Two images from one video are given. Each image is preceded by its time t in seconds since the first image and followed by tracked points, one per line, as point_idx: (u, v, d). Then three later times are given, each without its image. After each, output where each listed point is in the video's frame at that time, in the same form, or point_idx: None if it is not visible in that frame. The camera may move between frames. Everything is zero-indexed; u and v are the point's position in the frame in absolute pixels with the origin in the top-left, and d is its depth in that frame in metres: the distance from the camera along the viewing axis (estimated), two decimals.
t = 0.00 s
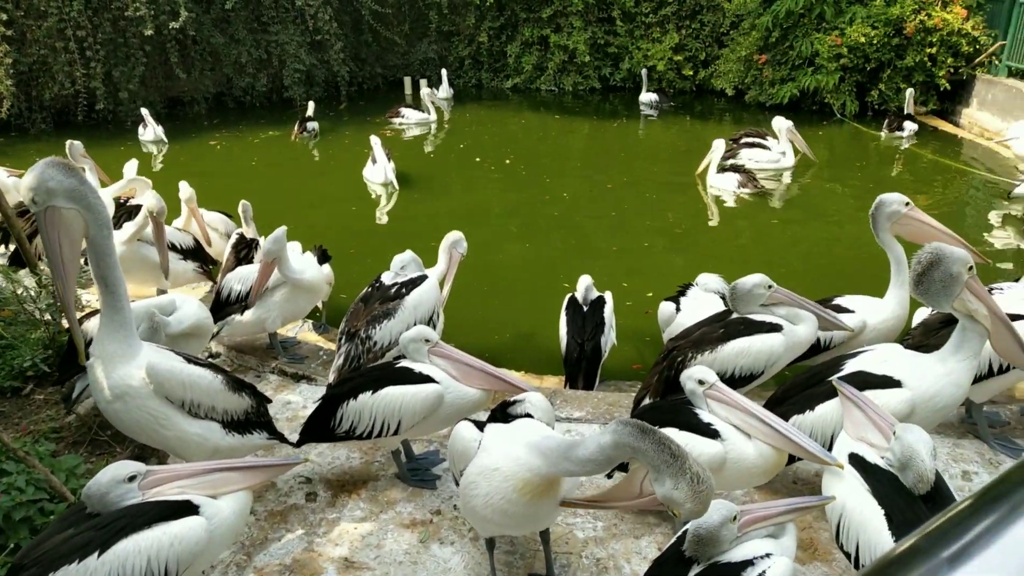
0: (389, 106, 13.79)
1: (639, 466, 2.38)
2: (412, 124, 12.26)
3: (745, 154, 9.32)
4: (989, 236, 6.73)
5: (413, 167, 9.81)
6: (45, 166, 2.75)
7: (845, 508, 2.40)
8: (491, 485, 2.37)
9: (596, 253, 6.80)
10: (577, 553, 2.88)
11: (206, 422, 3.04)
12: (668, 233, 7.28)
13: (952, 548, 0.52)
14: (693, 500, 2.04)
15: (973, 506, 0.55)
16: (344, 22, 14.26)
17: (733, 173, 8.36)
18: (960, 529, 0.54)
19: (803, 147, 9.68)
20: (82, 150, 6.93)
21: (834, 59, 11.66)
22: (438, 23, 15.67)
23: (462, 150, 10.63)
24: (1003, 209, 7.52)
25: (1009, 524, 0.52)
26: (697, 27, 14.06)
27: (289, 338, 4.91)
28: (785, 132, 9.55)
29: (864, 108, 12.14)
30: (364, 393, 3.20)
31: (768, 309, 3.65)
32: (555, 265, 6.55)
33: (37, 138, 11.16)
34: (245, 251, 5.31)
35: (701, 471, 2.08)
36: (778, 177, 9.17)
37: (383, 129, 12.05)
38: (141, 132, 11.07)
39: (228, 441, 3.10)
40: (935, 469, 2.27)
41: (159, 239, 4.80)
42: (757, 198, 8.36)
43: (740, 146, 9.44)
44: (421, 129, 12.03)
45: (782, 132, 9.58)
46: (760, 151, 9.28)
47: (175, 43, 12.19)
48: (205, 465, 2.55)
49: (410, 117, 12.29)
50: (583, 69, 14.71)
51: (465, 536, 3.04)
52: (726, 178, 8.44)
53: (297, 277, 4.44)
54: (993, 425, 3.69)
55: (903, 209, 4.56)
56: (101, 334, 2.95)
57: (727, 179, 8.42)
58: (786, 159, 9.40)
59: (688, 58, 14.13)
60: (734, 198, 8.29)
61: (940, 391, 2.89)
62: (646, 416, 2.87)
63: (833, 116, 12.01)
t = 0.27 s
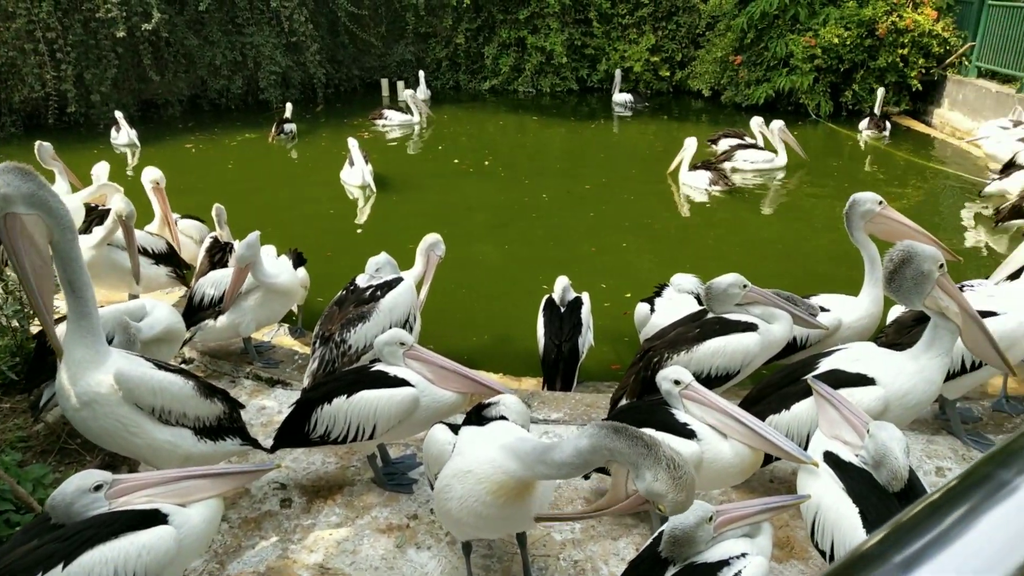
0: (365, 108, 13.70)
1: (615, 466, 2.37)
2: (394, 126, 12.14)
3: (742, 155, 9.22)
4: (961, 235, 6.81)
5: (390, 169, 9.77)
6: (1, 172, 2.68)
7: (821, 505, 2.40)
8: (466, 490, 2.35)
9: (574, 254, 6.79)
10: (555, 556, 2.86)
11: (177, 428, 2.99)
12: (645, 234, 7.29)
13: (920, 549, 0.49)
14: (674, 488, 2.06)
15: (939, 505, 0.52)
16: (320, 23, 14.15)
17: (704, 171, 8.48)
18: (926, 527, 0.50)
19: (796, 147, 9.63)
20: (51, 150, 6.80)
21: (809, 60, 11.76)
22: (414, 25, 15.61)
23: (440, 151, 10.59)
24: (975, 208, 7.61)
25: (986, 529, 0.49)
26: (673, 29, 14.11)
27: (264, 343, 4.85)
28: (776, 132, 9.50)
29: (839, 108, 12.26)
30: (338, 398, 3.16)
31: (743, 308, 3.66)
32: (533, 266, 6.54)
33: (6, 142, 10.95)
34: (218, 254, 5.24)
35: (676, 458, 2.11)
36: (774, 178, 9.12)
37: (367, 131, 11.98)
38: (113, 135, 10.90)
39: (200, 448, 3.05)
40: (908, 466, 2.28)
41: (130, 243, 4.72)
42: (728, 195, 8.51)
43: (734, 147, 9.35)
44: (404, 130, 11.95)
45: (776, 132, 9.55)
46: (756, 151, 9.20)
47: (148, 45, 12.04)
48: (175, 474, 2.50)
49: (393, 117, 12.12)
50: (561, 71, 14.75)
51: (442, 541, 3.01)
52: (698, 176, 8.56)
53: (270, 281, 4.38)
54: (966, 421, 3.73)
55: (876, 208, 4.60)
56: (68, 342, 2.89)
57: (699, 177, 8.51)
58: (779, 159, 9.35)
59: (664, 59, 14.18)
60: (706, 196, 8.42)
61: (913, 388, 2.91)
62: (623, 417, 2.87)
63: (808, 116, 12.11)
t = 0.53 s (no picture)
0: (339, 113, 13.63)
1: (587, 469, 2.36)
2: (375, 130, 12.19)
3: (740, 159, 9.25)
4: (929, 236, 6.91)
5: (364, 173, 9.71)
6: None
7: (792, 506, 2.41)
8: (440, 497, 2.33)
9: (549, 257, 6.81)
10: (529, 562, 2.85)
11: (145, 439, 2.93)
12: (620, 236, 7.32)
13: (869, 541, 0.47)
14: (632, 502, 2.07)
15: (896, 494, 0.49)
16: (293, 28, 14.06)
17: (672, 171, 8.59)
18: (873, 519, 0.48)
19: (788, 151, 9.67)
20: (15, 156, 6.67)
21: (780, 64, 11.91)
22: (388, 30, 15.56)
23: (416, 156, 10.57)
24: (942, 209, 7.73)
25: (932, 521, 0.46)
26: (646, 33, 14.21)
27: (235, 351, 4.79)
28: (768, 137, 9.59)
29: (810, 111, 12.45)
30: (310, 406, 3.12)
31: (715, 311, 3.67)
32: (508, 270, 6.54)
33: None
34: (188, 262, 5.17)
35: (644, 474, 2.09)
36: (772, 182, 9.11)
37: (348, 135, 11.95)
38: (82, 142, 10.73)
39: (169, 459, 2.99)
40: (876, 465, 2.29)
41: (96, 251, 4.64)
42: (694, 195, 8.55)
43: (732, 151, 9.38)
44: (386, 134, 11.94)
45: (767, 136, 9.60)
46: (752, 154, 9.22)
47: (117, 50, 11.88)
48: (141, 486, 2.46)
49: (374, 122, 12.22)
50: (535, 75, 14.80)
51: (416, 548, 2.98)
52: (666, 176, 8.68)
53: (240, 288, 4.33)
54: (934, 420, 3.78)
55: (846, 210, 4.65)
56: (32, 352, 2.84)
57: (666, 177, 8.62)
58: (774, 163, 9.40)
59: (638, 63, 14.27)
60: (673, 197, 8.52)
61: (881, 388, 2.94)
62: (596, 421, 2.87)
63: (780, 119, 12.26)
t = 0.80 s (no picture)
0: (319, 116, 13.57)
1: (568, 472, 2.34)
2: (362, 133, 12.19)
3: (741, 160, 9.26)
4: (906, 236, 6.99)
5: (345, 176, 9.67)
6: None
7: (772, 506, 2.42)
8: (421, 502, 2.34)
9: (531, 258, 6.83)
10: (511, 565, 2.85)
11: (122, 448, 2.89)
12: (602, 236, 7.39)
13: (832, 551, 0.45)
14: (610, 504, 2.03)
15: (874, 487, 0.49)
16: (272, 31, 13.98)
17: (646, 171, 8.74)
18: (834, 529, 0.47)
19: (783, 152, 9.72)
20: None
21: (758, 66, 12.01)
22: (368, 32, 15.50)
23: (398, 159, 10.54)
24: (919, 209, 7.83)
25: (887, 534, 0.45)
26: (626, 35, 14.28)
27: (214, 356, 4.75)
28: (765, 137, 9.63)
29: (789, 112, 12.58)
30: (289, 412, 3.11)
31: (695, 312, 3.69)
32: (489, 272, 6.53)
33: None
34: (166, 267, 5.11)
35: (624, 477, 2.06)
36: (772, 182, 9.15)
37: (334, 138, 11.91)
38: (58, 146, 10.60)
39: (147, 467, 2.94)
40: (853, 464, 2.31)
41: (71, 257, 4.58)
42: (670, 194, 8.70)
43: (731, 152, 9.42)
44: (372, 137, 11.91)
45: (764, 137, 9.65)
46: (751, 155, 9.22)
47: (93, 53, 11.74)
48: (116, 494, 2.43)
49: (360, 125, 12.17)
50: (515, 78, 14.83)
51: (397, 553, 2.97)
52: (640, 176, 8.83)
53: (218, 293, 4.30)
54: (911, 418, 3.82)
55: (824, 211, 4.69)
56: (6, 361, 2.82)
57: (642, 176, 8.79)
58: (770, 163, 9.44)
59: (618, 65, 14.33)
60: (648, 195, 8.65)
61: (858, 387, 2.97)
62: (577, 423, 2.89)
63: (760, 120, 12.35)
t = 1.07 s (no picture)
0: (303, 123, 13.49)
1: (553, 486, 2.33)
2: (351, 138, 12.04)
3: (744, 165, 9.29)
4: (888, 240, 7.04)
5: (329, 183, 9.63)
6: None
7: (758, 514, 2.41)
8: (405, 516, 2.32)
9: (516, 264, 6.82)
10: None
11: (102, 463, 2.84)
12: (588, 241, 7.43)
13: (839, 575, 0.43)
14: (598, 514, 2.02)
15: (875, 508, 0.47)
16: (255, 37, 13.91)
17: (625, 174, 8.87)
18: (830, 559, 0.44)
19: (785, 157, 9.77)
20: None
21: (741, 71, 12.08)
22: (352, 39, 15.44)
23: (383, 166, 10.50)
24: (900, 213, 7.89)
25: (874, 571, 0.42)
26: (610, 41, 14.33)
27: (196, 367, 4.69)
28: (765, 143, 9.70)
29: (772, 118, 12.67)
30: (272, 424, 3.07)
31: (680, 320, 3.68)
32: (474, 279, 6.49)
33: None
34: (147, 276, 5.05)
35: (609, 486, 2.05)
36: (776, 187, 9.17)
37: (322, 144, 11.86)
38: (38, 154, 10.47)
39: (127, 482, 2.90)
40: (839, 473, 2.29)
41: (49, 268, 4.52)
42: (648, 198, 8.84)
43: (733, 158, 9.44)
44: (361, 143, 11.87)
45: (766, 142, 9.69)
46: (753, 161, 9.26)
47: (74, 60, 11.62)
48: (94, 511, 2.39)
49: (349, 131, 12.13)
50: (500, 84, 14.84)
51: (382, 566, 2.94)
52: (619, 179, 8.98)
53: (201, 304, 4.25)
54: (896, 423, 3.84)
55: (807, 216, 4.71)
56: None
57: (620, 180, 8.95)
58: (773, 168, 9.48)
59: (602, 71, 14.37)
60: (626, 198, 8.80)
61: (842, 395, 2.97)
62: (563, 432, 2.88)
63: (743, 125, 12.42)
